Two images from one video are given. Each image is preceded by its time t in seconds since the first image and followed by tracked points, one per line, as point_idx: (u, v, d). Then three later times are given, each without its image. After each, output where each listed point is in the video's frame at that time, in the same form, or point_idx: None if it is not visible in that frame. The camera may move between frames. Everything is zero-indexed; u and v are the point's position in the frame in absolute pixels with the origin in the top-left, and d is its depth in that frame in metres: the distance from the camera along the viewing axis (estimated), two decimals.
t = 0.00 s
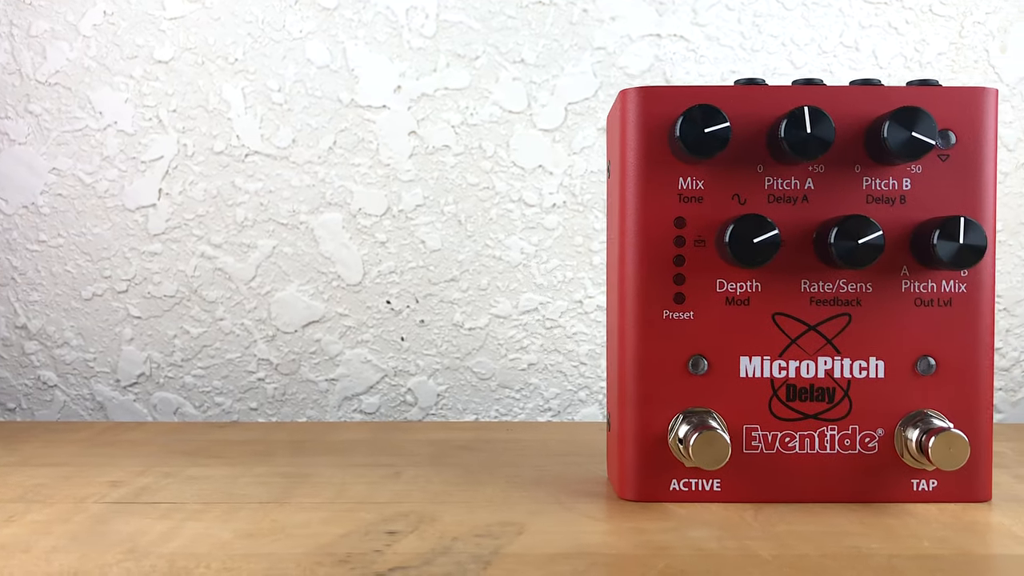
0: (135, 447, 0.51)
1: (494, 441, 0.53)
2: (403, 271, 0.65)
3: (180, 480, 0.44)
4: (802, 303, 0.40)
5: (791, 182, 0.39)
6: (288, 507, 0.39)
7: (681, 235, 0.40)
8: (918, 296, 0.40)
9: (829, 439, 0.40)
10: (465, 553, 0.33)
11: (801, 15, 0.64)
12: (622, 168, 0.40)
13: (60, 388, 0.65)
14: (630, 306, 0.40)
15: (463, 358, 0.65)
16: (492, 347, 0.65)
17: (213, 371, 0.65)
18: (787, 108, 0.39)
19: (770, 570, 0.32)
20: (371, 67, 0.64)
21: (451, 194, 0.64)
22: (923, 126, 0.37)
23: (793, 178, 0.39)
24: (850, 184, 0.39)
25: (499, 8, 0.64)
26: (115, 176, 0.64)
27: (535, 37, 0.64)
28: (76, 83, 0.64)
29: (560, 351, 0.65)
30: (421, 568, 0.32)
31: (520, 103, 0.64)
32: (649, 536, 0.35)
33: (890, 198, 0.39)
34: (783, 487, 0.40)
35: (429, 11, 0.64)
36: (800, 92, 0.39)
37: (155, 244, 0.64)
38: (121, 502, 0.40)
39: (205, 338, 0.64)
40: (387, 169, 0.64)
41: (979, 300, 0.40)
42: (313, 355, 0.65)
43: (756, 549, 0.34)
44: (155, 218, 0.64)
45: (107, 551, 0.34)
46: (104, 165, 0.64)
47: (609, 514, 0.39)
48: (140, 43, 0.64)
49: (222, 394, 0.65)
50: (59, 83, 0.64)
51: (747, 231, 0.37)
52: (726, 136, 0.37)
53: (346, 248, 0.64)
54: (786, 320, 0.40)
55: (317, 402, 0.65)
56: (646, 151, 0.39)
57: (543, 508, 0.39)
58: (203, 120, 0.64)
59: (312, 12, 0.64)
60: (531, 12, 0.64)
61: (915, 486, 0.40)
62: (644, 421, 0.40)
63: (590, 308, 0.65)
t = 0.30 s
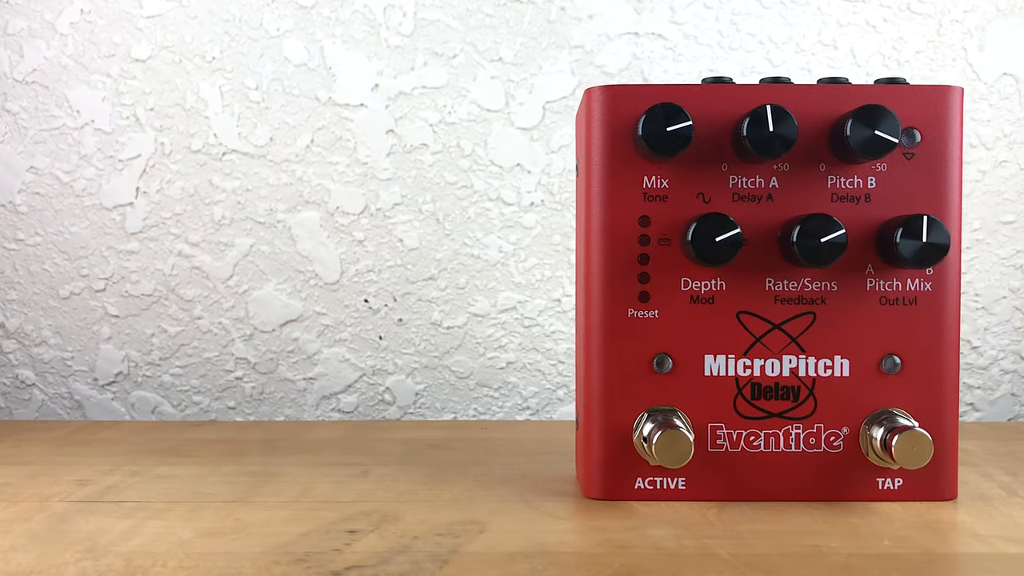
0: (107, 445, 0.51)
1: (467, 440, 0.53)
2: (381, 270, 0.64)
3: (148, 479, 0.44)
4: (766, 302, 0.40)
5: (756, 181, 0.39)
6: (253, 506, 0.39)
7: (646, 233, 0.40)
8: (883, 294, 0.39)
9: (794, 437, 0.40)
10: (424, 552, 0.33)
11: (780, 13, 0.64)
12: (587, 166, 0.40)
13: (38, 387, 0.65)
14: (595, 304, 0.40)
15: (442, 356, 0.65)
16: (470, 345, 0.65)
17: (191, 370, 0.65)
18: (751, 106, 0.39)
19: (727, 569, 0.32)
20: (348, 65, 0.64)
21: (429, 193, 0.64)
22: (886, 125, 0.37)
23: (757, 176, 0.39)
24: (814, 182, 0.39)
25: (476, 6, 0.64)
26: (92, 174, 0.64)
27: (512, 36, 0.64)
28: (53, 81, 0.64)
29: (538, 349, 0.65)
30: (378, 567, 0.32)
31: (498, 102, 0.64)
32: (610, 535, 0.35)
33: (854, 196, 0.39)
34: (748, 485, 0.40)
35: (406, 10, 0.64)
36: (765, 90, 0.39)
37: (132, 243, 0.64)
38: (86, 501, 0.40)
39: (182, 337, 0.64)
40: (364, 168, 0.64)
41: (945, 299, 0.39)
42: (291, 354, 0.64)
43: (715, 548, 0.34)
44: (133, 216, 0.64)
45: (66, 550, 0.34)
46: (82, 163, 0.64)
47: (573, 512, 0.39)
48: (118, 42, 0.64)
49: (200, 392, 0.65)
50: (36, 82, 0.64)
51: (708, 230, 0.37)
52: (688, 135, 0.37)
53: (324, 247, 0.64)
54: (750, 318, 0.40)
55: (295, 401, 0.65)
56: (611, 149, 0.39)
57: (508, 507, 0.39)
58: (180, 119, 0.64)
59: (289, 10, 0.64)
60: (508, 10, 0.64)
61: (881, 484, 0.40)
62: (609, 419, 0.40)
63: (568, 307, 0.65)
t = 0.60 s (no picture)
0: (89, 444, 0.51)
1: (449, 438, 0.53)
2: (367, 269, 0.64)
3: (127, 477, 0.44)
4: (742, 300, 0.40)
5: (731, 180, 0.39)
6: (229, 505, 0.39)
7: (622, 232, 0.40)
8: (859, 293, 0.39)
9: (770, 436, 0.40)
10: (395, 550, 0.33)
11: (765, 12, 0.64)
12: (564, 165, 0.40)
13: (25, 386, 0.65)
14: (572, 302, 0.40)
15: (428, 355, 0.65)
16: (456, 344, 0.65)
17: (177, 369, 0.65)
18: (727, 104, 0.39)
19: (697, 567, 0.32)
20: (334, 64, 0.64)
21: (415, 191, 0.64)
22: (861, 123, 0.37)
23: (733, 175, 0.39)
24: (790, 181, 0.39)
25: (462, 5, 0.64)
26: (78, 173, 0.64)
27: (498, 34, 0.64)
28: (39, 80, 0.64)
29: (524, 348, 0.65)
30: (348, 565, 0.32)
31: (484, 100, 0.64)
32: (583, 533, 0.35)
33: (831, 194, 0.39)
34: (724, 484, 0.40)
35: (392, 8, 0.64)
36: (740, 88, 0.39)
37: (118, 242, 0.64)
38: (63, 499, 0.40)
39: (168, 335, 0.64)
40: (350, 166, 0.64)
41: (921, 298, 0.39)
42: (277, 353, 0.64)
43: (687, 546, 0.34)
44: (119, 215, 0.64)
45: (38, 548, 0.34)
46: (68, 162, 0.64)
47: (549, 511, 0.39)
48: (103, 40, 0.64)
49: (186, 391, 0.65)
50: (22, 80, 0.64)
51: (683, 229, 0.37)
52: (663, 134, 0.37)
53: (310, 245, 0.64)
54: (726, 317, 0.40)
55: (281, 399, 0.65)
56: (587, 148, 0.39)
57: (483, 505, 0.39)
58: (166, 117, 0.64)
59: (275, 9, 0.64)
60: (494, 9, 0.64)
61: (857, 483, 0.40)
62: (586, 417, 0.40)
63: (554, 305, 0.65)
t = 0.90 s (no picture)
0: (63, 443, 0.51)
1: (426, 437, 0.52)
2: (347, 267, 0.64)
3: (97, 476, 0.44)
4: (710, 299, 0.40)
5: (699, 178, 0.39)
6: (196, 503, 0.39)
7: (590, 230, 0.40)
8: (827, 291, 0.39)
9: (738, 434, 0.40)
10: (356, 548, 0.33)
11: (746, 10, 0.63)
12: (533, 163, 0.40)
13: (5, 384, 0.65)
14: (540, 301, 0.40)
15: (408, 354, 0.65)
16: (437, 343, 0.65)
17: (157, 367, 0.65)
18: (694, 103, 0.39)
19: (656, 565, 0.32)
20: (313, 62, 0.63)
21: (396, 189, 0.64)
22: (827, 121, 0.37)
23: (701, 173, 0.39)
24: (758, 179, 0.39)
25: (442, 3, 0.64)
26: (59, 171, 0.64)
27: (478, 33, 0.64)
28: (19, 79, 0.64)
29: (504, 347, 0.65)
30: (307, 564, 0.32)
31: (464, 99, 0.64)
32: (546, 532, 0.35)
33: (798, 193, 0.39)
34: (692, 483, 0.40)
35: (372, 6, 0.63)
36: (708, 86, 0.39)
37: (98, 240, 0.64)
38: (31, 498, 0.40)
39: (149, 334, 0.65)
40: (330, 165, 0.64)
41: (890, 297, 0.39)
42: (257, 352, 0.64)
43: (649, 544, 0.34)
44: (99, 213, 0.64)
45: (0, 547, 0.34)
46: (48, 160, 0.64)
47: (515, 509, 0.39)
48: (84, 39, 0.64)
49: (166, 389, 0.65)
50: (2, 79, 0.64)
51: (649, 228, 0.37)
52: (629, 132, 0.37)
53: (290, 244, 0.64)
54: (694, 315, 0.40)
55: (261, 398, 0.65)
56: (555, 147, 0.39)
57: (451, 503, 0.39)
58: (146, 116, 0.64)
59: (255, 7, 0.63)
60: (474, 7, 0.64)
61: (825, 482, 0.40)
62: (554, 416, 0.40)
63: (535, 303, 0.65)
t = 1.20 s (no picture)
0: (38, 440, 0.51)
1: (402, 434, 0.52)
2: (327, 264, 0.64)
3: (68, 473, 0.44)
4: (678, 296, 0.40)
5: (667, 176, 0.39)
6: (163, 500, 0.39)
7: (558, 227, 0.40)
8: (794, 288, 0.39)
9: (705, 431, 0.40)
10: (317, 546, 0.33)
11: (726, 7, 0.63)
12: (501, 160, 0.40)
13: None
14: (508, 298, 0.40)
15: (389, 351, 0.65)
16: (417, 340, 0.65)
17: (138, 365, 0.65)
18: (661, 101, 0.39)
19: (615, 562, 0.32)
20: (293, 60, 0.63)
21: (376, 187, 0.64)
22: (792, 118, 0.37)
23: (669, 171, 0.39)
24: (725, 176, 0.39)
25: None
26: (39, 169, 0.64)
27: (458, 30, 0.64)
28: None
29: (485, 344, 0.65)
30: (266, 561, 0.32)
31: (444, 96, 0.64)
32: (509, 529, 0.35)
33: (766, 190, 0.39)
34: (659, 480, 0.40)
35: (352, 4, 0.63)
36: (676, 84, 0.39)
37: (79, 238, 0.64)
38: None
39: (129, 331, 0.65)
40: (310, 162, 0.64)
41: (858, 294, 0.39)
42: (237, 349, 0.65)
43: (610, 541, 0.34)
44: (79, 211, 0.64)
45: None
46: (28, 158, 0.64)
47: (481, 507, 0.39)
48: (64, 37, 0.64)
49: (147, 387, 0.65)
50: None
51: (615, 226, 0.37)
52: (594, 130, 0.37)
53: (270, 241, 0.64)
54: (661, 313, 0.40)
55: (242, 395, 0.65)
56: (522, 144, 0.39)
57: (417, 500, 0.39)
58: (127, 113, 0.64)
59: (234, 5, 0.63)
60: (454, 4, 0.63)
61: (793, 479, 0.40)
62: (521, 413, 0.40)
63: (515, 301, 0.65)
